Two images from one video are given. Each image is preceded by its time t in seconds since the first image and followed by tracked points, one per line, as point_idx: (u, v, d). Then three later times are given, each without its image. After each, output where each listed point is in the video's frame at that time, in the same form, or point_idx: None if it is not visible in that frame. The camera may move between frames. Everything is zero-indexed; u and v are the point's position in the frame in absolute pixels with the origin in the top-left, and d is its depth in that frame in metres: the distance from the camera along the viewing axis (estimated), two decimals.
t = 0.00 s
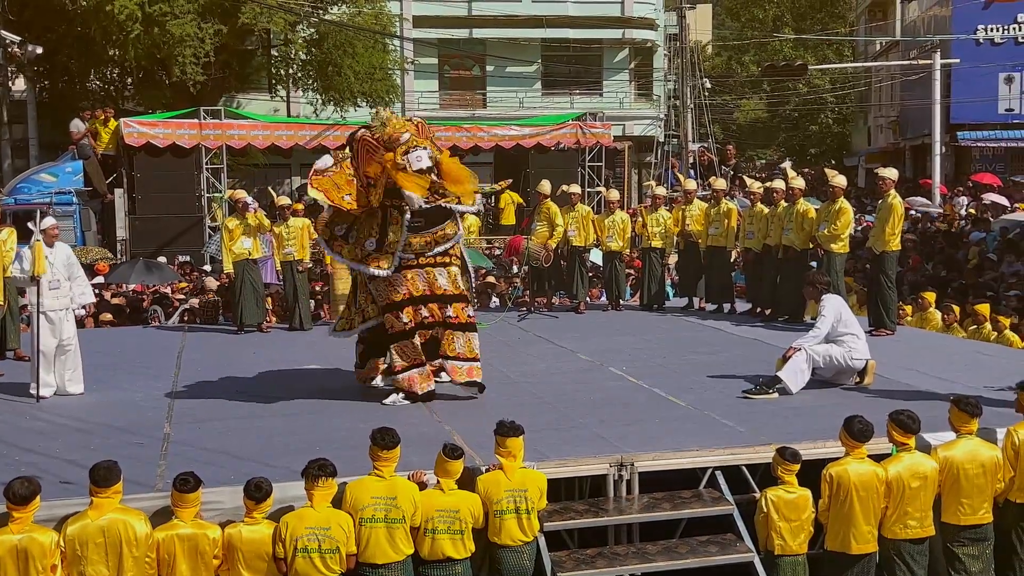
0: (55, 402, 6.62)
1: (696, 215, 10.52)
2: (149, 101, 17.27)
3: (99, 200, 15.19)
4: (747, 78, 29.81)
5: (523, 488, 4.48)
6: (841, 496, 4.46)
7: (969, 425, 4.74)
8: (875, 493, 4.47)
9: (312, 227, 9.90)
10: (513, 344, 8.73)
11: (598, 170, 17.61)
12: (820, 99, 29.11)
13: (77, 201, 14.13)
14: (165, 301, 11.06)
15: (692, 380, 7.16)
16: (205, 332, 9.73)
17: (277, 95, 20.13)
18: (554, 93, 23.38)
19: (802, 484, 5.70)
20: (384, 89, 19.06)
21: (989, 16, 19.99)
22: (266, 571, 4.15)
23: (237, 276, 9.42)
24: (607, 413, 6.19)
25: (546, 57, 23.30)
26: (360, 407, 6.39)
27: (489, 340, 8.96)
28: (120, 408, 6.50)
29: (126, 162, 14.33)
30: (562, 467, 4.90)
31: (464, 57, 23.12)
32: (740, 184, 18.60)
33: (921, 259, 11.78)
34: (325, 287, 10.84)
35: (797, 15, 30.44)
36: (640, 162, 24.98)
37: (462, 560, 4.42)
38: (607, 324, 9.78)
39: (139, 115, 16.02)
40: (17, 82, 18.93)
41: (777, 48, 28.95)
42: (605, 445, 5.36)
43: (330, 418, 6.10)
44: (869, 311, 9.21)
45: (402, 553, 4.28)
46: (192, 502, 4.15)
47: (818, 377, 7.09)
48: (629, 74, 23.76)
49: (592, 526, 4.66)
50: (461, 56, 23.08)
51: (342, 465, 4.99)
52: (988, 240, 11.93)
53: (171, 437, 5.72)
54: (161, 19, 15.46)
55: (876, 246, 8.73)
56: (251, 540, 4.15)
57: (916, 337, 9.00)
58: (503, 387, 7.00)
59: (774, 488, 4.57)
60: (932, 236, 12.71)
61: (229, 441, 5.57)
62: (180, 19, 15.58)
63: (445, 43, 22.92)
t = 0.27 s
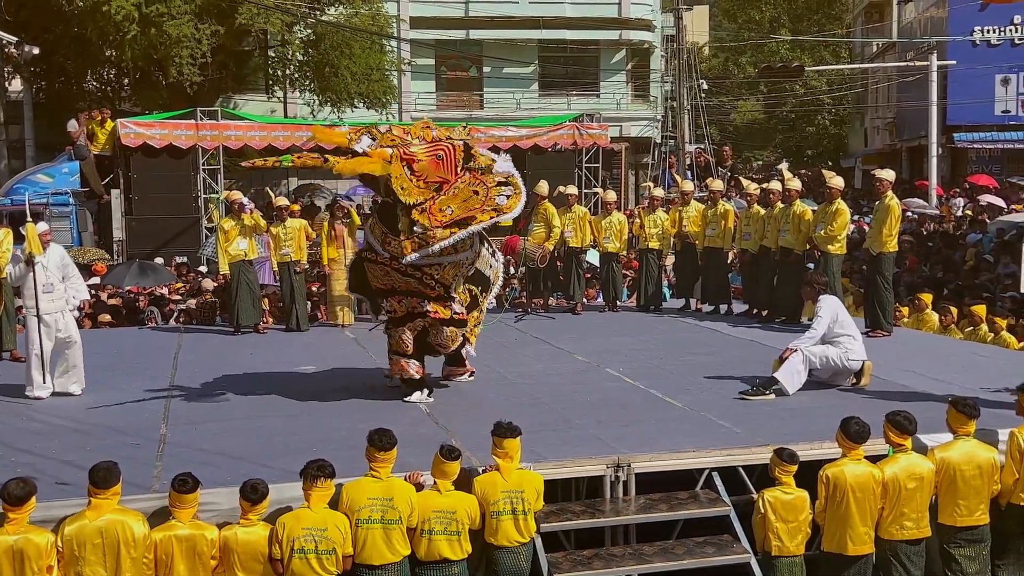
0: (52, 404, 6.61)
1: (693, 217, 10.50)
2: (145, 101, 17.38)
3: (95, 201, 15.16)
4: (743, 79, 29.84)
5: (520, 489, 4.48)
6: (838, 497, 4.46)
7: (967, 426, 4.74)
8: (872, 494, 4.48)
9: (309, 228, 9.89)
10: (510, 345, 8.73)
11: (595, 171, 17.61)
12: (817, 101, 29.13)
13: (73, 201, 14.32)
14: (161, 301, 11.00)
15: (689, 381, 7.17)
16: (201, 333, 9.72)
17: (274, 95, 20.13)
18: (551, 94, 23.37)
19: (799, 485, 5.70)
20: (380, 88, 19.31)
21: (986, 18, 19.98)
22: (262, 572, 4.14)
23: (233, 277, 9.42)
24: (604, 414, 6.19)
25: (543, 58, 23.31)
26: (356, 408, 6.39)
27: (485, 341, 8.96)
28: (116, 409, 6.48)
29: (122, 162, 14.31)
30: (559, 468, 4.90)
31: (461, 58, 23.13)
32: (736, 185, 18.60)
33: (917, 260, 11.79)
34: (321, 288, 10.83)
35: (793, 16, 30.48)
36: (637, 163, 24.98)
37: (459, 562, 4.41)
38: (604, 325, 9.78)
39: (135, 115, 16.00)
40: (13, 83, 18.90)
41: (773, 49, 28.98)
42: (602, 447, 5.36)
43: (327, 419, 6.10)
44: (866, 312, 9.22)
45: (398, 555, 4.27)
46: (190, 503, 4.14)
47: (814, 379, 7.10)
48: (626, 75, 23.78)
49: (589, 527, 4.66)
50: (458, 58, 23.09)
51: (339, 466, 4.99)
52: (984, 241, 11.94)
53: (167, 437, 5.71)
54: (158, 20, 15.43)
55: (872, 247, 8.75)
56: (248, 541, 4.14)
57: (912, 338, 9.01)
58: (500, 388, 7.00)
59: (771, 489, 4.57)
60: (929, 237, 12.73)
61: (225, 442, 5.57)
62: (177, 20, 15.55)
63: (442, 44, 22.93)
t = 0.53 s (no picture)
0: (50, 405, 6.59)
1: (691, 218, 10.47)
2: (143, 102, 17.13)
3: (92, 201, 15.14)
4: (740, 81, 29.88)
5: (517, 490, 4.47)
6: (835, 498, 4.46)
7: (964, 428, 4.74)
8: (869, 496, 4.48)
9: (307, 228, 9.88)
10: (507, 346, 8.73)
11: (592, 172, 17.62)
12: (814, 102, 29.14)
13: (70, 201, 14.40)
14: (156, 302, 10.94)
15: (686, 382, 7.17)
16: (198, 334, 9.71)
17: (272, 96, 20.13)
18: (548, 96, 23.37)
19: (796, 486, 5.70)
20: (378, 90, 19.33)
21: (982, 19, 19.99)
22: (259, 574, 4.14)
23: (229, 278, 9.41)
24: (601, 415, 6.18)
25: (540, 59, 23.31)
26: (353, 410, 6.38)
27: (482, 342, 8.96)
28: (113, 410, 6.48)
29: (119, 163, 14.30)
30: (556, 469, 4.89)
31: (458, 59, 23.13)
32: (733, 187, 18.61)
33: (914, 261, 11.81)
34: (318, 289, 10.82)
35: (791, 17, 30.52)
36: (634, 164, 25.00)
37: (455, 563, 4.41)
38: (601, 327, 9.78)
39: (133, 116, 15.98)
40: (10, 83, 18.88)
41: (770, 51, 29.02)
42: (599, 448, 5.36)
43: (324, 420, 6.09)
44: (863, 313, 9.22)
45: (395, 556, 4.26)
46: (188, 505, 4.14)
47: (811, 380, 7.10)
48: (623, 77, 23.81)
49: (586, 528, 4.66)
50: (455, 58, 23.10)
51: (336, 467, 4.98)
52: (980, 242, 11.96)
53: (164, 438, 5.70)
54: (155, 21, 15.41)
55: (870, 249, 8.76)
56: (245, 543, 4.14)
57: (909, 340, 9.01)
58: (497, 389, 7.00)
59: (768, 490, 4.58)
60: (926, 238, 12.73)
61: (222, 443, 5.56)
62: (174, 21, 15.53)
63: (439, 45, 22.95)
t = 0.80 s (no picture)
0: (48, 407, 6.58)
1: (688, 219, 10.49)
2: (139, 103, 17.21)
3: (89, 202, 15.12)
4: (737, 82, 29.93)
5: (514, 492, 4.47)
6: (831, 499, 4.46)
7: (961, 429, 4.74)
8: (865, 497, 4.48)
9: (303, 229, 9.87)
10: (504, 348, 8.73)
11: (589, 173, 17.61)
12: (811, 104, 29.15)
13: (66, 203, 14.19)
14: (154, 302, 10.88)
15: (682, 383, 7.17)
16: (194, 335, 9.71)
17: (269, 98, 20.14)
18: (545, 97, 23.32)
19: (793, 487, 5.69)
20: (374, 91, 19.36)
21: (979, 21, 20.00)
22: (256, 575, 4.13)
23: (226, 280, 9.38)
24: (597, 416, 6.19)
25: (537, 60, 23.32)
26: (352, 411, 6.38)
27: (480, 343, 8.95)
28: (109, 412, 6.46)
29: (116, 164, 14.29)
30: (553, 470, 4.90)
31: (455, 60, 23.13)
32: (730, 188, 18.63)
33: (910, 263, 11.82)
34: (315, 290, 10.81)
35: (787, 19, 30.56)
36: (631, 166, 25.01)
37: (452, 564, 4.40)
38: (598, 328, 9.78)
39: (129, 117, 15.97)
40: (7, 84, 18.86)
41: (767, 53, 29.05)
42: (595, 449, 5.35)
43: (321, 421, 6.09)
44: (859, 314, 9.24)
45: (392, 557, 4.26)
46: (185, 506, 4.13)
47: (808, 382, 7.10)
48: (620, 78, 23.83)
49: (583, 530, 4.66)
50: (452, 60, 23.11)
51: (332, 468, 4.98)
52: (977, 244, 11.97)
53: (160, 440, 5.70)
54: (152, 22, 15.43)
55: (867, 249, 8.77)
56: (242, 544, 4.13)
57: (905, 341, 9.02)
58: (494, 390, 6.99)
59: (765, 492, 4.58)
60: (922, 240, 12.75)
61: (219, 444, 5.56)
62: (171, 22, 15.52)
63: (436, 46, 22.94)
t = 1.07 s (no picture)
0: (43, 408, 6.56)
1: (685, 221, 10.49)
2: (136, 104, 17.20)
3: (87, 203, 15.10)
4: (734, 84, 29.99)
5: (511, 493, 4.47)
6: (828, 501, 4.46)
7: (958, 431, 4.75)
8: (862, 499, 4.48)
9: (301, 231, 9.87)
10: (502, 349, 8.73)
11: (587, 174, 17.59)
12: (808, 105, 29.18)
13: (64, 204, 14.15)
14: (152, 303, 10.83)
15: (679, 385, 7.18)
16: (191, 336, 9.70)
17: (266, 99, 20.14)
18: (542, 99, 23.28)
19: (790, 489, 5.69)
20: (372, 92, 19.36)
21: (976, 23, 20.02)
22: None
23: (223, 281, 9.37)
24: (595, 417, 6.19)
25: (534, 62, 23.34)
26: (349, 412, 6.38)
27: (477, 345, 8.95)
28: (106, 413, 6.45)
29: (113, 165, 14.27)
30: (550, 471, 4.89)
31: (453, 61, 23.13)
32: (727, 190, 18.64)
33: (907, 264, 11.84)
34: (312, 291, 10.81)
35: (784, 21, 30.60)
36: (628, 167, 25.03)
37: (449, 566, 4.40)
38: (596, 329, 9.78)
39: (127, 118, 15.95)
40: (5, 84, 18.84)
41: (764, 54, 29.08)
42: (592, 451, 5.35)
43: (319, 422, 6.09)
44: (856, 316, 9.24)
45: (388, 558, 4.25)
46: (181, 507, 4.12)
47: (805, 383, 7.11)
48: (617, 79, 23.85)
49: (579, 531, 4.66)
50: (449, 61, 23.11)
51: (329, 470, 4.97)
52: (974, 245, 11.98)
53: (157, 441, 5.69)
54: (150, 23, 15.39)
55: (864, 252, 8.76)
56: (238, 546, 4.12)
57: (902, 343, 9.02)
58: (491, 392, 6.99)
59: (762, 493, 4.58)
60: (919, 241, 12.76)
61: (215, 445, 5.55)
62: (168, 23, 15.50)
63: (434, 47, 22.93)
